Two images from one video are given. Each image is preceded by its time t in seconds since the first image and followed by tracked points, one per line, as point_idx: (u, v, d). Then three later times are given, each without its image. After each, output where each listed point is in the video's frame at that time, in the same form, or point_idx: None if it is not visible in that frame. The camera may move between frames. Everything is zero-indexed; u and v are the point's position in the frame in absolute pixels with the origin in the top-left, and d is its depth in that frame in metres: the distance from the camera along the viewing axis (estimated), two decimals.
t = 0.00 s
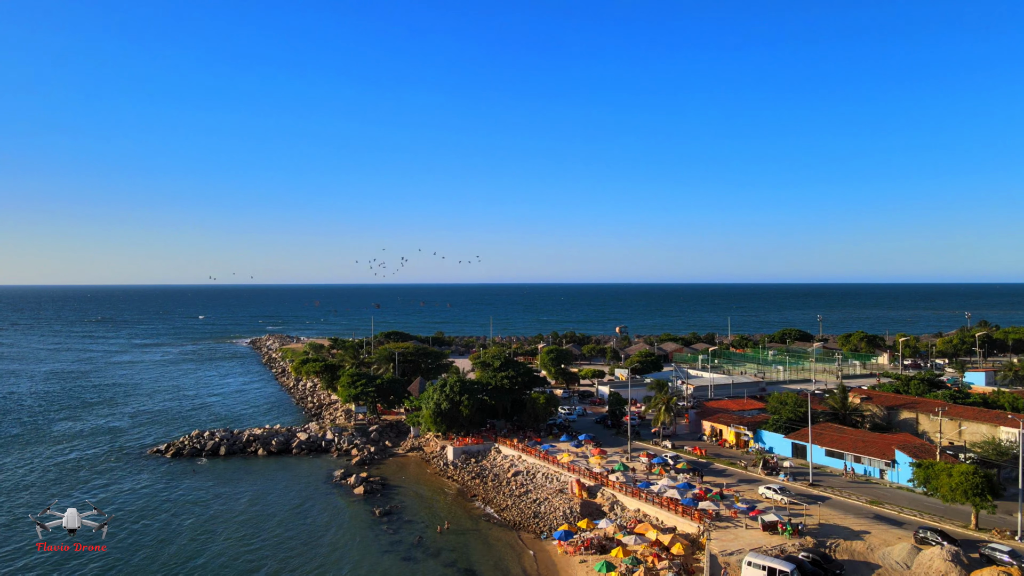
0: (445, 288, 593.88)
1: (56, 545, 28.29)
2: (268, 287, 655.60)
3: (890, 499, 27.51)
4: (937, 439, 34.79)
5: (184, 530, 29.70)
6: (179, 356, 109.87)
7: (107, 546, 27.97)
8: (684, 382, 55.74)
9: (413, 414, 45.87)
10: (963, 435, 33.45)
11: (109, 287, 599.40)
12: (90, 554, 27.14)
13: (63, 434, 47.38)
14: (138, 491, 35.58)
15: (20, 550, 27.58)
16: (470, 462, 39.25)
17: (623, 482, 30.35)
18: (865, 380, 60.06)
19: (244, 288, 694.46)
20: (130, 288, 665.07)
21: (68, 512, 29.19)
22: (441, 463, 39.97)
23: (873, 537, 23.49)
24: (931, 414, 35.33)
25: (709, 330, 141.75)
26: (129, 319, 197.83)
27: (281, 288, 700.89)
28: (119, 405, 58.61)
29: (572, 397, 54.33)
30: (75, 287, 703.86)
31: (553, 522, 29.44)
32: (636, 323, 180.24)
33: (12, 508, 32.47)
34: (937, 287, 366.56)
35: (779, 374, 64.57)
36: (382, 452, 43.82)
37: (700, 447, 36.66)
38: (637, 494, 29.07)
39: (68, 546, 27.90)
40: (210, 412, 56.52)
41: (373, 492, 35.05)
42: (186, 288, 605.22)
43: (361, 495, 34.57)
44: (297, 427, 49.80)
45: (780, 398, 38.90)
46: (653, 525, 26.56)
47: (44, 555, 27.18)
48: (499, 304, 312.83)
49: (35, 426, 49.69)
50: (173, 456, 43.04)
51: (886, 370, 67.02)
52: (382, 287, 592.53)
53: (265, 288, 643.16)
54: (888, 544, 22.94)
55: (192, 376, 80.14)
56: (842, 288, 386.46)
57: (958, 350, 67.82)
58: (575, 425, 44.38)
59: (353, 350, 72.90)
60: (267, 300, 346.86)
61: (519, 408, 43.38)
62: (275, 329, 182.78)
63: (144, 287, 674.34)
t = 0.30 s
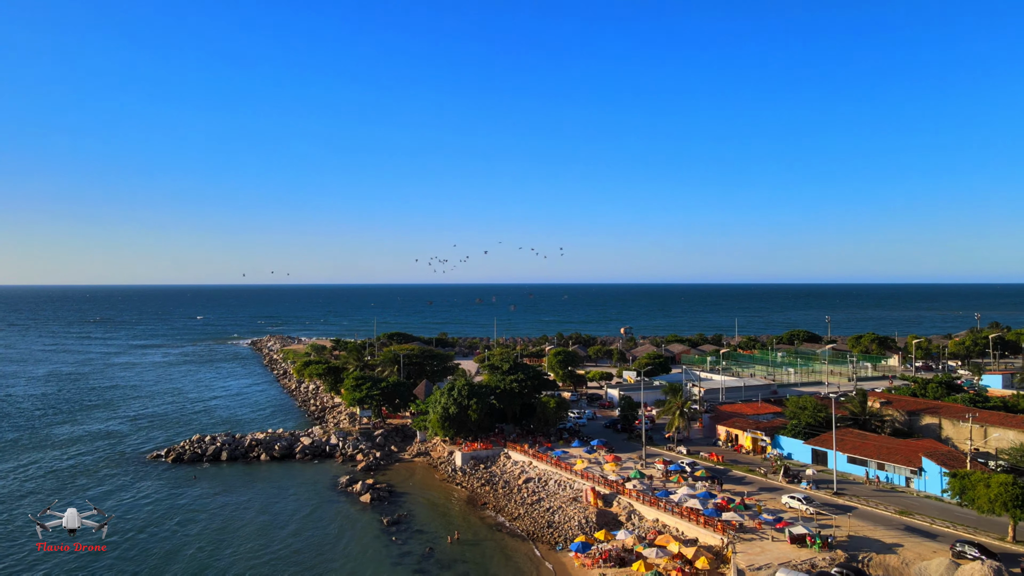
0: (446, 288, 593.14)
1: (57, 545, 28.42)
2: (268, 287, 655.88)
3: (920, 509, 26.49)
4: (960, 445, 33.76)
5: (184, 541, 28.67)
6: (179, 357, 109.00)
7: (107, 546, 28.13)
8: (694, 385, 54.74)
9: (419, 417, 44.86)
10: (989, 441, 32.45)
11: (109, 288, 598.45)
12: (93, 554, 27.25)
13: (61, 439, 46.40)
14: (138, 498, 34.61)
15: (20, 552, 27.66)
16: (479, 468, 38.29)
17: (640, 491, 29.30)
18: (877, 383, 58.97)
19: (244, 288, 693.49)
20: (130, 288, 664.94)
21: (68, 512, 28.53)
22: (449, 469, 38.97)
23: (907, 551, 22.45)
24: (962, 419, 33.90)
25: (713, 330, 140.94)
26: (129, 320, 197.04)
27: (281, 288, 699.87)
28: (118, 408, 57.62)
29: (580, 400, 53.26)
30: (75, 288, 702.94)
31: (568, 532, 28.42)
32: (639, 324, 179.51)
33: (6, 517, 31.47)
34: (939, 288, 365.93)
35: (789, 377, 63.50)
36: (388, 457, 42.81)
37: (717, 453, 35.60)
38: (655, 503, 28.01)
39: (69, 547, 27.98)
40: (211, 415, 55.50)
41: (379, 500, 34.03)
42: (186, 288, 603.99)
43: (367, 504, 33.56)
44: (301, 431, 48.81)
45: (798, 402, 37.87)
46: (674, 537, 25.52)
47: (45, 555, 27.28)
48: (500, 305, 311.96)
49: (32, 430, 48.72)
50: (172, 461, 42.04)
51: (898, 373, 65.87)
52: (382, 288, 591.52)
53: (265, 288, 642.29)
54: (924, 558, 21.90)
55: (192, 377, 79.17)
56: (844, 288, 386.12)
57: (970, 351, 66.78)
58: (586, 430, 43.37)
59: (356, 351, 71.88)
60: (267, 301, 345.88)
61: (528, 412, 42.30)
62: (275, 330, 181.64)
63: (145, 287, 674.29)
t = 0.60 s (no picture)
0: (446, 288, 593.22)
1: (57, 545, 28.56)
2: (268, 287, 655.54)
3: (952, 519, 25.49)
4: (987, 451, 32.65)
5: (184, 552, 27.66)
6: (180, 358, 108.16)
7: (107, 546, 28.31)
8: (705, 388, 53.78)
9: (426, 421, 43.86)
10: (1017, 446, 31.34)
11: (108, 288, 597.36)
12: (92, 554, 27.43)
13: (59, 443, 45.48)
14: (139, 505, 33.63)
15: (20, 551, 27.81)
16: (489, 474, 37.35)
17: (659, 499, 28.29)
18: (891, 385, 57.96)
19: (243, 288, 692.56)
20: (130, 288, 664.49)
21: (68, 512, 28.11)
22: (458, 474, 38.03)
23: (944, 565, 21.45)
24: (995, 426, 32.57)
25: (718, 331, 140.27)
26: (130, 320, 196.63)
27: (281, 288, 699.26)
28: (117, 411, 56.64)
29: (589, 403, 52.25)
30: (74, 288, 701.55)
31: (585, 542, 27.44)
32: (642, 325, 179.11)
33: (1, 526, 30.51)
34: (940, 288, 365.92)
35: (801, 379, 62.50)
36: (395, 462, 41.86)
37: (735, 459, 34.55)
38: (675, 512, 27.01)
39: (67, 546, 28.21)
40: (212, 418, 54.50)
41: (388, 508, 33.00)
42: (185, 288, 602.60)
43: (375, 512, 32.54)
44: (304, 435, 47.82)
45: (817, 405, 36.75)
46: (697, 548, 24.52)
47: (44, 555, 27.49)
48: (501, 305, 311.26)
49: (29, 434, 47.78)
50: (173, 466, 41.05)
51: (911, 375, 64.82)
52: (382, 288, 590.98)
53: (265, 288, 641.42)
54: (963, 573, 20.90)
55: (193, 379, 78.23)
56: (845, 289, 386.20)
57: (984, 353, 65.76)
58: (598, 434, 42.37)
59: (360, 352, 70.88)
60: (267, 301, 345.10)
61: (539, 416, 41.27)
62: (276, 331, 180.79)
63: (145, 288, 673.72)
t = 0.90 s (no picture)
0: (445, 288, 592.62)
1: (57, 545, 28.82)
2: (267, 287, 654.90)
3: (986, 530, 24.56)
4: (1014, 457, 31.64)
5: (185, 564, 26.64)
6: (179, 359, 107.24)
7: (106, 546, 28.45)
8: (716, 390, 52.84)
9: (434, 425, 42.90)
10: None
11: (106, 287, 595.74)
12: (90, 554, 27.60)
13: (57, 448, 44.46)
14: (140, 513, 32.61)
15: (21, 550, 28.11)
16: (500, 480, 36.43)
17: (679, 508, 27.30)
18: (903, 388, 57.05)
19: (242, 288, 690.92)
20: (129, 288, 663.30)
21: (68, 513, 28.10)
22: (467, 480, 37.10)
23: None
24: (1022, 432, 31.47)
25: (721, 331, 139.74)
26: (128, 321, 195.28)
27: (280, 288, 698.34)
28: (116, 414, 55.58)
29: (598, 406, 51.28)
30: (72, 288, 699.47)
31: (603, 553, 26.46)
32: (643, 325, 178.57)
33: None
34: (940, 288, 366.15)
35: (811, 382, 61.57)
36: (402, 467, 40.88)
37: (753, 465, 33.56)
38: (697, 522, 26.02)
39: (68, 546, 28.43)
40: (213, 421, 53.46)
41: (396, 516, 32.01)
42: (184, 288, 601.02)
43: (384, 520, 31.55)
44: (308, 439, 46.79)
45: (837, 410, 35.83)
46: (722, 561, 23.55)
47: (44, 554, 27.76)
48: (501, 305, 310.34)
49: (26, 438, 46.74)
50: (174, 472, 40.01)
51: (921, 377, 63.95)
52: (381, 287, 589.73)
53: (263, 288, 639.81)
54: None
55: (192, 381, 77.25)
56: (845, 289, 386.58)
57: (995, 354, 64.89)
58: (609, 438, 41.42)
59: (363, 354, 69.81)
60: (266, 301, 343.74)
61: (550, 420, 40.28)
62: (275, 331, 179.58)
63: (143, 288, 672.79)
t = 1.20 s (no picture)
0: (444, 288, 591.74)
1: (57, 545, 28.90)
2: (265, 287, 653.58)
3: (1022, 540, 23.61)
4: None
5: None
6: (178, 360, 106.23)
7: (106, 546, 28.61)
8: (727, 392, 51.97)
9: (441, 429, 41.97)
10: None
11: (103, 288, 592.83)
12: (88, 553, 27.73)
13: (54, 452, 43.40)
14: (139, 521, 31.57)
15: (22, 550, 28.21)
16: (510, 486, 35.53)
17: (701, 516, 26.34)
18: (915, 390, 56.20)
19: (239, 288, 688.72)
20: (126, 288, 661.24)
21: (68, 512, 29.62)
22: (477, 486, 36.18)
23: None
24: None
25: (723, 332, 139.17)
26: (126, 322, 194.01)
27: (278, 288, 697.07)
28: (114, 417, 54.57)
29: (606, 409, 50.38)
30: (68, 288, 696.26)
31: (623, 565, 25.50)
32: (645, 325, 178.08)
33: None
34: (939, 288, 366.59)
35: (821, 383, 60.68)
36: (409, 473, 39.92)
37: (772, 471, 32.64)
38: (720, 531, 25.03)
39: (68, 546, 28.52)
40: (214, 425, 52.47)
41: (405, 524, 31.06)
42: (181, 288, 598.47)
43: (392, 529, 30.56)
44: (312, 443, 45.82)
45: (857, 413, 34.82)
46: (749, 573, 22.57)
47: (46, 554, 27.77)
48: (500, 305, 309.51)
49: (22, 442, 45.75)
50: (174, 477, 39.03)
51: (931, 379, 63.11)
52: (380, 288, 588.32)
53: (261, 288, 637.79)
54: None
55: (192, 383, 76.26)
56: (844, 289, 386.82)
57: (1007, 355, 64.11)
58: (621, 442, 40.49)
59: (366, 355, 68.84)
60: (264, 302, 342.33)
61: (561, 424, 39.32)
62: (274, 332, 178.36)
63: (141, 288, 670.74)
